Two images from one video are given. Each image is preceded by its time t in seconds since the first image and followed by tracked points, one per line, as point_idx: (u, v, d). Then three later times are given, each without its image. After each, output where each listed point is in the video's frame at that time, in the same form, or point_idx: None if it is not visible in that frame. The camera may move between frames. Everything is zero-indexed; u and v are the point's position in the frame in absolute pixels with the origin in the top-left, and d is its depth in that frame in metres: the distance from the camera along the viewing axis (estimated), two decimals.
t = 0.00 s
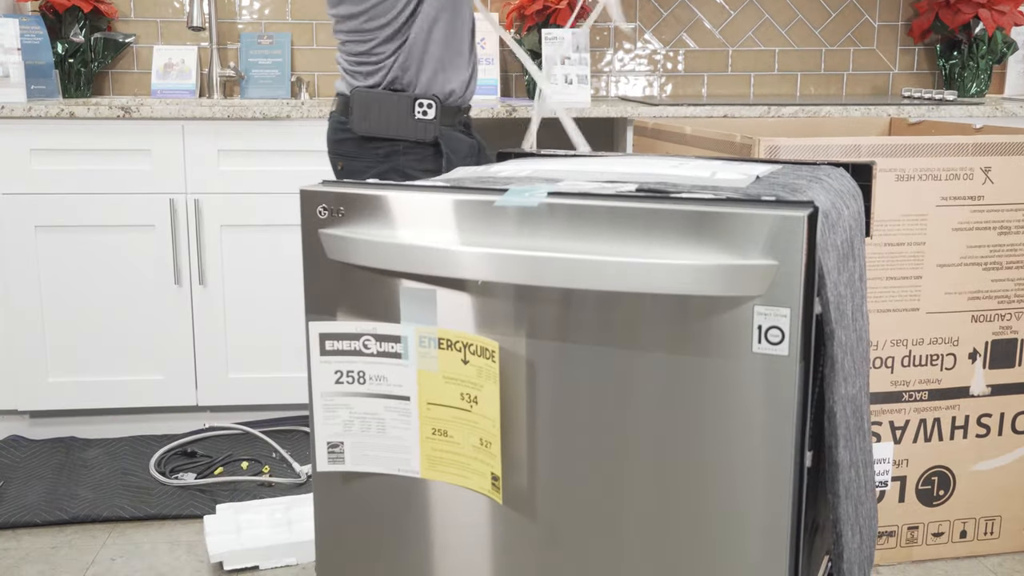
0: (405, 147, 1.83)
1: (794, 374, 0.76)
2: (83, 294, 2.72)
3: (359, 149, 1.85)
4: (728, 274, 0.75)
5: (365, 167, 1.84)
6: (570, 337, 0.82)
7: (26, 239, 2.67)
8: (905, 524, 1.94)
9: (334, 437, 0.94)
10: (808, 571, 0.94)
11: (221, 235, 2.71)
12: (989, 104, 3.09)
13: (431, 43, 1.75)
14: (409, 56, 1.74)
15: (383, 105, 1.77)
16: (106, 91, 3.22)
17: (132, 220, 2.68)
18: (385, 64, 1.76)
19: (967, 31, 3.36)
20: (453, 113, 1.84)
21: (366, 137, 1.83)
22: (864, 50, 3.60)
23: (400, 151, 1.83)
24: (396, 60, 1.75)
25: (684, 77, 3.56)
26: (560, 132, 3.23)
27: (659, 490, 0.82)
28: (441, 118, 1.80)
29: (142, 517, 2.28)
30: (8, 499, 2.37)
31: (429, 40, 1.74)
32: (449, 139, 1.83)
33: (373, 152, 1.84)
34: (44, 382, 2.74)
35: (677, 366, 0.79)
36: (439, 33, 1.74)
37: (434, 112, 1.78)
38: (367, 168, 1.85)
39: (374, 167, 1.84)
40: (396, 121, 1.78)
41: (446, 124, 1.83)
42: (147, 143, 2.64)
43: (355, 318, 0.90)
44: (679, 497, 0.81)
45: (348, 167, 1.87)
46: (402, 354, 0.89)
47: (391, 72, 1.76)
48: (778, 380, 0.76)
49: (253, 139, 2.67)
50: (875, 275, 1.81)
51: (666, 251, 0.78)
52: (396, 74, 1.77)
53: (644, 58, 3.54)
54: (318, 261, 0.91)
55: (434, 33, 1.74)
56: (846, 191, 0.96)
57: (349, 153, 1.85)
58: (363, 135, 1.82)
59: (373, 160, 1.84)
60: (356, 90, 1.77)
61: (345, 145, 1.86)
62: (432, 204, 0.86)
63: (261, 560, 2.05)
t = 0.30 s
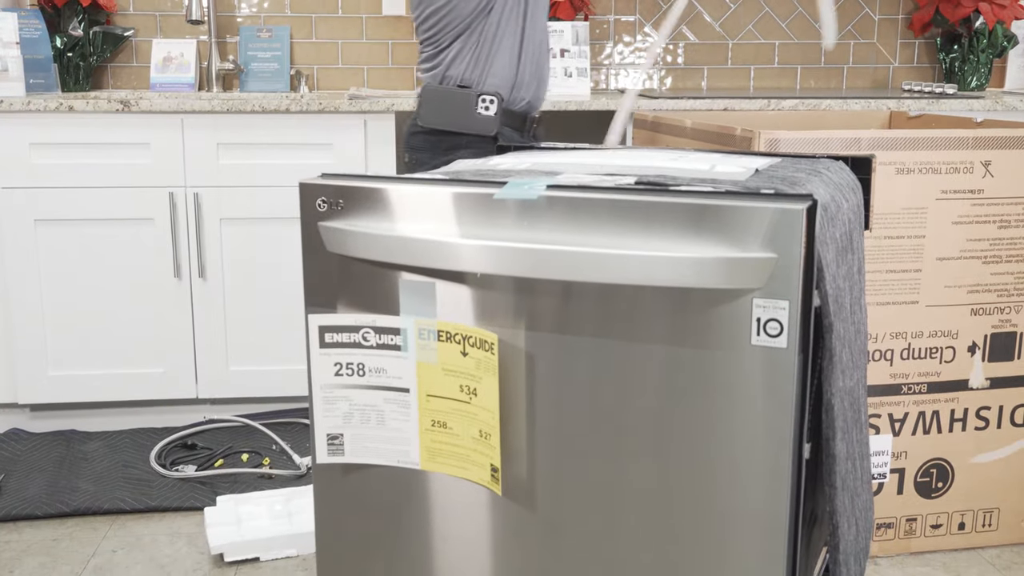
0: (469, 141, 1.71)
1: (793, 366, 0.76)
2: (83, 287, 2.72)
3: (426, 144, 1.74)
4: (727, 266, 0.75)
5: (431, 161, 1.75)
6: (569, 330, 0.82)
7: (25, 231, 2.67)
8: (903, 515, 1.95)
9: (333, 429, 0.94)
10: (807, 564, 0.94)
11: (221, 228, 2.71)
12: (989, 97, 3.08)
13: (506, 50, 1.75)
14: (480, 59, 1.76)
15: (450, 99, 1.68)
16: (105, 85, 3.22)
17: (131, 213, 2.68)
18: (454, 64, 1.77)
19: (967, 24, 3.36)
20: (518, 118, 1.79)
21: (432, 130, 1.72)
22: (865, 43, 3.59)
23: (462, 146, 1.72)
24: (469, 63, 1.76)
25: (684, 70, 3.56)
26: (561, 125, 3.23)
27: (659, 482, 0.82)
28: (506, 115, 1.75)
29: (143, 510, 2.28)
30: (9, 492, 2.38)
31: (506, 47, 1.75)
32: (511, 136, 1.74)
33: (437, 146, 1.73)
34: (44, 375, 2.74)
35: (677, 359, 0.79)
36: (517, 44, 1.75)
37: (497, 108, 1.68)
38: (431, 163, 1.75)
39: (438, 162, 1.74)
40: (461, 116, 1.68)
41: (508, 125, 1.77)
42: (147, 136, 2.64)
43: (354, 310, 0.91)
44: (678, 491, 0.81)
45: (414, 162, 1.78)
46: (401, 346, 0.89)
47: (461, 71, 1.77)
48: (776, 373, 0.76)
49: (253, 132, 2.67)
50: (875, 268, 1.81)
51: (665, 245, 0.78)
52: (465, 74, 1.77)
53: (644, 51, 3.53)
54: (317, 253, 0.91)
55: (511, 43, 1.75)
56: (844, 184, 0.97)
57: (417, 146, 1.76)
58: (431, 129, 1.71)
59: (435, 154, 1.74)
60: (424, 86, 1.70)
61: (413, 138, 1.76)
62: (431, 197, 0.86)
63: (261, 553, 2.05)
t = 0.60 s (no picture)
0: (490, 101, 1.99)
1: (793, 345, 0.76)
2: (83, 267, 2.72)
3: (452, 102, 2.04)
4: (728, 246, 0.75)
5: (456, 116, 2.04)
6: (569, 310, 0.82)
7: (26, 212, 2.66)
8: (903, 494, 1.95)
9: (334, 409, 0.94)
10: (805, 543, 0.95)
11: (221, 209, 2.71)
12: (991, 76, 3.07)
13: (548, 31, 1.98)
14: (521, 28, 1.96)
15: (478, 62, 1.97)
16: (104, 64, 3.20)
17: (131, 193, 2.68)
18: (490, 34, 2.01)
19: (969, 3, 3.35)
20: (542, 91, 2.02)
21: (460, 91, 2.02)
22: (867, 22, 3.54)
23: (484, 105, 1.99)
24: (509, 29, 1.97)
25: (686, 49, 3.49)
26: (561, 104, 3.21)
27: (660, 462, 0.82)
28: (525, 84, 1.97)
29: (144, 489, 2.29)
30: (11, 471, 2.39)
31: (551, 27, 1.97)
32: (531, 104, 2.00)
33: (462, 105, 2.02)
34: (45, 355, 2.75)
35: (678, 338, 0.79)
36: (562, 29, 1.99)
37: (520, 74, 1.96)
38: (457, 118, 2.05)
39: (463, 117, 2.03)
40: (485, 78, 1.97)
41: (531, 94, 2.00)
42: (147, 116, 2.63)
43: (354, 290, 0.91)
44: (678, 470, 0.82)
45: (441, 118, 2.08)
46: (402, 326, 0.89)
47: (499, 36, 1.99)
48: (777, 352, 0.76)
49: (253, 111, 2.66)
50: (875, 248, 1.81)
51: (666, 224, 0.78)
52: (502, 42, 2.00)
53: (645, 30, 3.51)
54: (318, 233, 0.91)
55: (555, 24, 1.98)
56: (845, 162, 0.96)
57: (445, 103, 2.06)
58: (459, 88, 2.01)
59: (461, 109, 2.03)
60: (459, 49, 2.02)
61: (443, 97, 2.07)
62: (431, 177, 0.85)
63: (262, 532, 2.06)
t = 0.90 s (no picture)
0: (491, 78, 1.95)
1: (792, 335, 0.76)
2: (82, 258, 2.72)
3: (456, 77, 2.00)
4: (727, 237, 0.75)
5: (458, 91, 2.00)
6: (569, 300, 0.82)
7: (25, 202, 2.66)
8: (903, 486, 1.95)
9: (333, 401, 0.94)
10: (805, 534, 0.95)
11: (221, 199, 2.70)
12: (992, 67, 3.05)
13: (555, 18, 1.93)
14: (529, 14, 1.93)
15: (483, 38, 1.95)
16: (103, 55, 3.19)
17: (130, 184, 2.67)
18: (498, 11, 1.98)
19: None
20: (542, 77, 1.98)
21: (464, 66, 1.98)
22: (867, 11, 3.48)
23: (486, 82, 1.96)
24: (518, 11, 1.94)
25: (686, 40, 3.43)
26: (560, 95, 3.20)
27: (659, 452, 0.82)
28: (524, 64, 1.94)
29: (144, 480, 2.30)
30: (11, 462, 2.39)
31: (561, 20, 1.94)
32: (530, 85, 1.96)
33: (464, 78, 1.98)
34: (44, 346, 2.75)
35: (679, 329, 0.79)
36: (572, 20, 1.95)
37: (520, 54, 1.92)
38: (458, 93, 2.00)
39: (464, 92, 1.98)
40: (487, 54, 1.94)
41: (531, 76, 1.97)
42: (146, 106, 2.63)
43: (353, 281, 0.90)
44: (677, 461, 0.82)
45: (446, 93, 2.03)
46: (401, 317, 0.89)
47: (508, 16, 1.95)
48: (776, 343, 0.76)
49: (251, 102, 2.65)
50: (875, 239, 1.81)
51: (664, 215, 0.78)
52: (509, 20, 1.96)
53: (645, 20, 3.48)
54: (317, 224, 0.91)
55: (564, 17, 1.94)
56: (843, 152, 0.96)
57: (450, 79, 2.02)
58: (462, 63, 1.97)
59: (463, 85, 1.98)
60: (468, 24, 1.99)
61: (449, 72, 2.03)
62: (430, 167, 0.85)
63: (262, 523, 2.06)
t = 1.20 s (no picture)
0: (518, 71, 1.88)
1: (790, 326, 0.76)
2: (83, 250, 2.72)
3: (482, 70, 1.93)
4: (726, 227, 0.75)
5: (483, 85, 1.93)
6: (568, 291, 0.82)
7: (25, 192, 2.66)
8: (902, 476, 1.96)
9: (333, 391, 0.94)
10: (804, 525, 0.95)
11: (220, 190, 2.70)
12: (993, 57, 3.04)
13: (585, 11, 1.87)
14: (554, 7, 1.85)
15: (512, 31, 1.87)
16: (102, 46, 3.19)
17: (130, 175, 2.67)
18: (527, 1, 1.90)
19: None
20: (570, 70, 1.90)
21: (490, 59, 1.91)
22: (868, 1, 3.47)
23: (512, 75, 1.89)
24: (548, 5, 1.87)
25: (686, 30, 3.42)
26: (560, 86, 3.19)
27: (658, 443, 0.82)
28: (553, 60, 1.87)
29: (144, 470, 2.30)
30: (11, 453, 2.40)
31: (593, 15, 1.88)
32: (559, 80, 1.88)
33: (490, 71, 1.92)
34: (45, 337, 2.75)
35: (679, 321, 0.79)
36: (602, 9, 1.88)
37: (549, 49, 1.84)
38: (483, 86, 1.93)
39: (490, 86, 1.92)
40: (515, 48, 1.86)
41: (560, 70, 1.89)
42: (145, 97, 2.62)
43: (352, 272, 0.91)
44: (677, 452, 0.82)
45: (472, 87, 1.97)
46: (400, 308, 0.89)
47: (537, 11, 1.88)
48: (775, 334, 0.76)
49: (250, 93, 2.65)
50: (874, 229, 1.80)
51: (663, 206, 0.78)
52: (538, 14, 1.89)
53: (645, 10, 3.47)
54: (317, 214, 0.91)
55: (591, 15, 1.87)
56: (842, 142, 0.96)
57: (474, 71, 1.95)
58: (487, 56, 1.91)
59: (489, 78, 1.92)
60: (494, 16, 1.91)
61: (473, 65, 1.96)
62: (428, 158, 0.85)
63: (261, 514, 2.06)
